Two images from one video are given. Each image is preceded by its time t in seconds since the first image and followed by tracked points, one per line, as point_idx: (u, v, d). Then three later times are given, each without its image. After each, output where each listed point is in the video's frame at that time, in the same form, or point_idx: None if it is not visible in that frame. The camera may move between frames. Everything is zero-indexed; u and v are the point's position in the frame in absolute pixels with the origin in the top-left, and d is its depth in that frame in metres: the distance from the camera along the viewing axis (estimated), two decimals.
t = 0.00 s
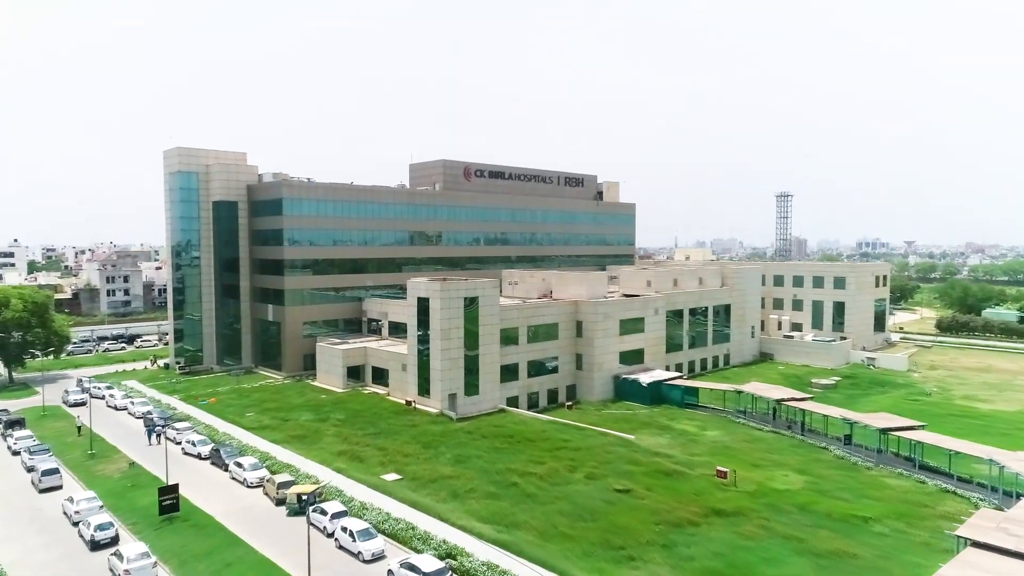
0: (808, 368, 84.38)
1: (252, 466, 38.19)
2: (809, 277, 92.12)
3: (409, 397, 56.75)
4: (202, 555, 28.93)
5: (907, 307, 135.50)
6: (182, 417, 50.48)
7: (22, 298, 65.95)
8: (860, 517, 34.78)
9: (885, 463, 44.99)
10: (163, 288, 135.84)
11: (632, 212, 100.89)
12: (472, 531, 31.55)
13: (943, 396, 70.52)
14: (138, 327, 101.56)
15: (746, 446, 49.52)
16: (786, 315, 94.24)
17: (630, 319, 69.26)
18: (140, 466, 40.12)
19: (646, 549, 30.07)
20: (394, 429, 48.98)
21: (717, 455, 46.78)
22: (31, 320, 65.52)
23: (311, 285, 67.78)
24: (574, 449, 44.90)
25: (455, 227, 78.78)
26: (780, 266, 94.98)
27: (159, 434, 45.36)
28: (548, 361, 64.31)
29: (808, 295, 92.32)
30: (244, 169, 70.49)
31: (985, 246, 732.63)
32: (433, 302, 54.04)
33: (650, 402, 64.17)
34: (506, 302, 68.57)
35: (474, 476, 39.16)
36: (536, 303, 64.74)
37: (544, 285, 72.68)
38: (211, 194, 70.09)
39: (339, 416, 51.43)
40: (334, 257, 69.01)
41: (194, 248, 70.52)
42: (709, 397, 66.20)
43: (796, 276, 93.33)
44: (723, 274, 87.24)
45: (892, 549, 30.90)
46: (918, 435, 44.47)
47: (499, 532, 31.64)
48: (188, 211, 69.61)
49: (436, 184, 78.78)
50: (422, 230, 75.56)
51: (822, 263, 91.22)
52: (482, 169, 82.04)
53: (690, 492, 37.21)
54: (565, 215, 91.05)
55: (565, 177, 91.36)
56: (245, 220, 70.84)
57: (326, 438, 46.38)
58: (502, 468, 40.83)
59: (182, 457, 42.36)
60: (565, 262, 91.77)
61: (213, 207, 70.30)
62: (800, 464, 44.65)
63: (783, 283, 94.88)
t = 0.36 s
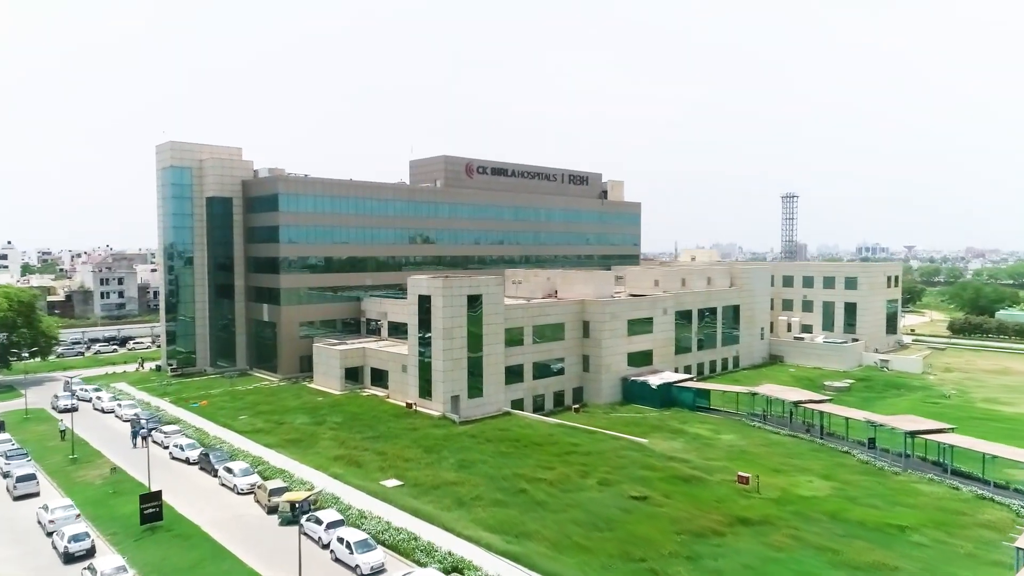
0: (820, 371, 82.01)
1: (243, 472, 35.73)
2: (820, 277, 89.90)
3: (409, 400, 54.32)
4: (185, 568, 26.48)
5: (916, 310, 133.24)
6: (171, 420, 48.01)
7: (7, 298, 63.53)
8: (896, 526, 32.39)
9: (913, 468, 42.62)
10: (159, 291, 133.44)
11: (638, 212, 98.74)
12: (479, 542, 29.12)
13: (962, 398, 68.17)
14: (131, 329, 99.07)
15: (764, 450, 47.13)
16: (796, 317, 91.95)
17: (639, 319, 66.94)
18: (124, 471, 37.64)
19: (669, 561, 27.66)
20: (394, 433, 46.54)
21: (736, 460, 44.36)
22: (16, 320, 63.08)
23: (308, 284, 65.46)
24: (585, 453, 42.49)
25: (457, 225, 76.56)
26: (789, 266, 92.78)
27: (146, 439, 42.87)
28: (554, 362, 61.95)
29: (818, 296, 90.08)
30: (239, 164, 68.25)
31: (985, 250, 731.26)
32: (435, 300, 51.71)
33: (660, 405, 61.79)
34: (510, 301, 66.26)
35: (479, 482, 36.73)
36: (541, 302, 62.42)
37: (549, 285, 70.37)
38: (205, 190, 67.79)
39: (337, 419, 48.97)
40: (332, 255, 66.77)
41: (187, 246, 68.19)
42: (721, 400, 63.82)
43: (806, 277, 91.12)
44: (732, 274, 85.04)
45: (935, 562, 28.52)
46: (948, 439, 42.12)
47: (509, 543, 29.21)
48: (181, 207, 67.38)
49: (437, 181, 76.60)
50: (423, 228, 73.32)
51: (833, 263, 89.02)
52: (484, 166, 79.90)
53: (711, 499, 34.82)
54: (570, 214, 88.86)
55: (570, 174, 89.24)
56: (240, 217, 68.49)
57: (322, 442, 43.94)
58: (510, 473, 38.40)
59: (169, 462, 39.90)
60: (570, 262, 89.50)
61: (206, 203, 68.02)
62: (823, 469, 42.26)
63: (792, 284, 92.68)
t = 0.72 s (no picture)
0: (832, 373, 79.68)
1: (232, 478, 33.34)
2: (830, 277, 87.69)
3: (410, 401, 51.96)
4: None
5: (925, 311, 131.03)
6: (159, 423, 45.60)
7: None
8: (936, 536, 30.05)
9: (944, 473, 40.27)
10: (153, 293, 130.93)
11: (643, 210, 96.58)
12: (487, 554, 26.74)
13: (983, 401, 65.85)
14: (123, 331, 96.60)
15: (784, 454, 44.77)
16: (806, 318, 89.67)
17: (648, 318, 64.64)
18: (105, 477, 35.23)
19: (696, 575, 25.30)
20: (395, 436, 44.13)
21: (755, 464, 42.00)
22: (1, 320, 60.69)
23: (304, 282, 63.18)
24: (596, 457, 40.13)
25: (459, 223, 74.35)
26: (799, 266, 90.56)
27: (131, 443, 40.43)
28: (560, 363, 59.63)
29: (829, 296, 87.84)
30: (233, 158, 65.95)
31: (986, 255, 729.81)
32: (437, 297, 49.44)
33: (670, 407, 59.45)
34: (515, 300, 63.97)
35: (486, 488, 34.35)
36: (547, 300, 60.13)
37: (554, 284, 67.98)
38: (198, 185, 65.49)
39: (334, 422, 46.57)
40: (329, 252, 64.49)
41: (179, 243, 65.88)
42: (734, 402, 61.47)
43: (816, 277, 88.85)
44: (740, 273, 82.83)
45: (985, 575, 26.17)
46: (981, 442, 39.77)
47: (520, 555, 26.83)
48: (174, 203, 65.10)
49: (438, 177, 74.41)
50: (424, 225, 71.11)
51: (844, 263, 86.84)
52: (487, 162, 77.75)
53: (735, 507, 32.46)
54: (574, 212, 86.70)
55: (574, 172, 87.11)
56: (234, 213, 66.20)
57: (318, 446, 41.54)
58: (518, 479, 36.02)
59: (155, 468, 37.49)
60: (574, 261, 87.31)
61: (199, 199, 65.72)
62: (849, 474, 39.91)
63: (802, 284, 90.45)
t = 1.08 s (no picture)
0: (844, 375, 77.64)
1: (222, 484, 31.22)
2: (840, 277, 85.76)
3: (410, 404, 49.89)
4: None
5: (933, 314, 129.04)
6: (148, 426, 43.50)
7: None
8: (976, 547, 27.98)
9: (973, 478, 38.21)
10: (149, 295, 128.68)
11: (648, 210, 94.62)
12: (496, 567, 24.64)
13: (1001, 403, 63.83)
14: (117, 333, 94.34)
15: (803, 459, 42.70)
16: (815, 319, 87.66)
17: (656, 318, 62.60)
18: (87, 484, 33.09)
19: None
20: (395, 440, 42.01)
21: (774, 470, 39.92)
22: None
23: (301, 280, 61.15)
24: (607, 462, 38.06)
25: (460, 220, 72.40)
26: (808, 266, 88.57)
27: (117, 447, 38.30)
28: (566, 364, 57.60)
29: (839, 297, 85.88)
30: (229, 153, 64.03)
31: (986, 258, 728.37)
32: (439, 295, 47.42)
33: (680, 410, 57.38)
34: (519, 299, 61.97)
35: (492, 496, 32.25)
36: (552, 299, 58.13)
37: (558, 283, 65.82)
38: (192, 181, 63.62)
39: (331, 426, 44.46)
40: (327, 250, 62.49)
41: (173, 241, 63.88)
42: (746, 405, 59.40)
43: (826, 277, 86.87)
44: (749, 273, 80.92)
45: None
46: (1014, 446, 37.73)
47: (532, 568, 24.74)
48: (167, 199, 63.14)
49: (440, 173, 72.48)
50: (425, 222, 69.15)
51: (854, 262, 84.95)
52: (489, 159, 75.85)
53: (759, 515, 30.39)
54: (578, 211, 84.76)
55: (578, 170, 85.18)
56: (229, 210, 64.22)
57: (315, 451, 39.40)
58: (526, 486, 33.93)
59: (141, 474, 35.38)
60: (578, 261, 85.32)
61: (193, 195, 63.80)
62: (874, 480, 37.85)
63: (811, 284, 88.45)
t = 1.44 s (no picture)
0: (857, 377, 75.46)
1: (210, 493, 28.90)
2: (852, 277, 83.60)
3: (412, 407, 47.60)
4: None
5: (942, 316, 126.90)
6: (135, 431, 41.15)
7: None
8: None
9: (1011, 486, 36.01)
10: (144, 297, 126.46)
11: (654, 208, 92.42)
12: None
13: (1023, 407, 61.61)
14: (109, 335, 91.96)
15: (827, 466, 40.44)
16: (826, 320, 85.45)
17: (666, 318, 60.33)
18: (66, 493, 30.75)
19: None
20: (395, 445, 39.68)
21: (798, 476, 37.65)
22: None
23: (297, 279, 58.93)
24: (622, 469, 35.78)
25: (462, 218, 70.22)
26: (818, 266, 86.37)
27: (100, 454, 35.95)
28: (573, 366, 55.33)
29: (850, 298, 83.75)
30: (223, 148, 61.76)
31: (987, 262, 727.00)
32: (442, 292, 45.16)
33: (692, 414, 55.12)
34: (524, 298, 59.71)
35: (501, 505, 29.94)
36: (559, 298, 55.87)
37: (564, 282, 63.38)
38: (185, 176, 61.38)
39: (328, 429, 42.13)
40: (325, 248, 60.26)
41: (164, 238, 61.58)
42: (760, 408, 57.15)
43: (837, 277, 84.66)
44: (759, 273, 78.78)
45: None
46: None
47: None
48: (159, 195, 60.84)
49: (441, 170, 70.29)
50: (425, 220, 66.95)
51: (866, 262, 82.84)
52: (492, 155, 73.65)
53: (790, 526, 28.13)
54: (583, 209, 82.58)
55: (583, 167, 82.98)
56: (224, 206, 61.99)
57: (310, 456, 37.06)
58: (537, 494, 31.63)
59: (124, 482, 33.03)
60: (584, 261, 83.15)
61: (186, 191, 61.55)
62: (905, 487, 35.61)
63: (822, 284, 86.23)
